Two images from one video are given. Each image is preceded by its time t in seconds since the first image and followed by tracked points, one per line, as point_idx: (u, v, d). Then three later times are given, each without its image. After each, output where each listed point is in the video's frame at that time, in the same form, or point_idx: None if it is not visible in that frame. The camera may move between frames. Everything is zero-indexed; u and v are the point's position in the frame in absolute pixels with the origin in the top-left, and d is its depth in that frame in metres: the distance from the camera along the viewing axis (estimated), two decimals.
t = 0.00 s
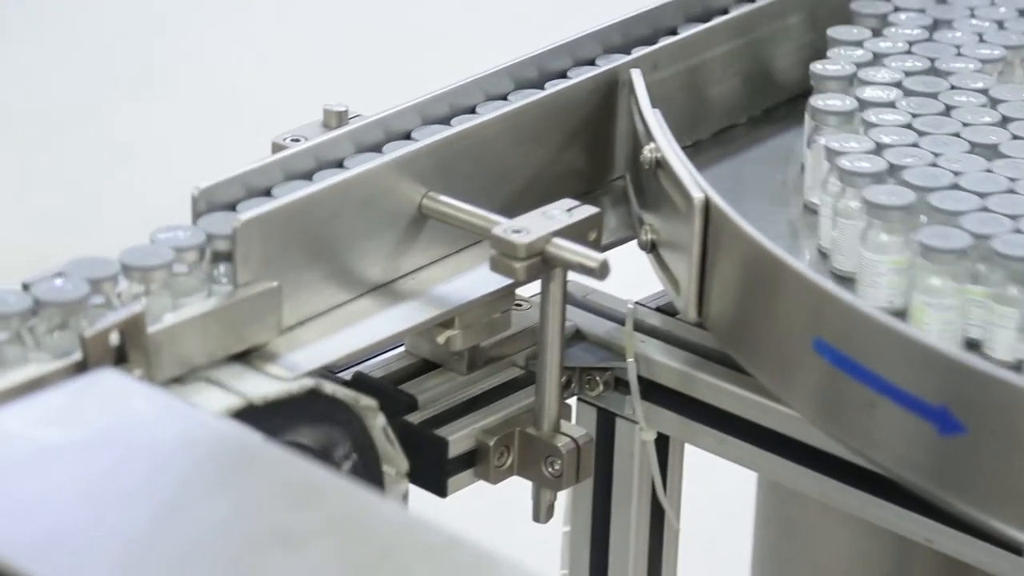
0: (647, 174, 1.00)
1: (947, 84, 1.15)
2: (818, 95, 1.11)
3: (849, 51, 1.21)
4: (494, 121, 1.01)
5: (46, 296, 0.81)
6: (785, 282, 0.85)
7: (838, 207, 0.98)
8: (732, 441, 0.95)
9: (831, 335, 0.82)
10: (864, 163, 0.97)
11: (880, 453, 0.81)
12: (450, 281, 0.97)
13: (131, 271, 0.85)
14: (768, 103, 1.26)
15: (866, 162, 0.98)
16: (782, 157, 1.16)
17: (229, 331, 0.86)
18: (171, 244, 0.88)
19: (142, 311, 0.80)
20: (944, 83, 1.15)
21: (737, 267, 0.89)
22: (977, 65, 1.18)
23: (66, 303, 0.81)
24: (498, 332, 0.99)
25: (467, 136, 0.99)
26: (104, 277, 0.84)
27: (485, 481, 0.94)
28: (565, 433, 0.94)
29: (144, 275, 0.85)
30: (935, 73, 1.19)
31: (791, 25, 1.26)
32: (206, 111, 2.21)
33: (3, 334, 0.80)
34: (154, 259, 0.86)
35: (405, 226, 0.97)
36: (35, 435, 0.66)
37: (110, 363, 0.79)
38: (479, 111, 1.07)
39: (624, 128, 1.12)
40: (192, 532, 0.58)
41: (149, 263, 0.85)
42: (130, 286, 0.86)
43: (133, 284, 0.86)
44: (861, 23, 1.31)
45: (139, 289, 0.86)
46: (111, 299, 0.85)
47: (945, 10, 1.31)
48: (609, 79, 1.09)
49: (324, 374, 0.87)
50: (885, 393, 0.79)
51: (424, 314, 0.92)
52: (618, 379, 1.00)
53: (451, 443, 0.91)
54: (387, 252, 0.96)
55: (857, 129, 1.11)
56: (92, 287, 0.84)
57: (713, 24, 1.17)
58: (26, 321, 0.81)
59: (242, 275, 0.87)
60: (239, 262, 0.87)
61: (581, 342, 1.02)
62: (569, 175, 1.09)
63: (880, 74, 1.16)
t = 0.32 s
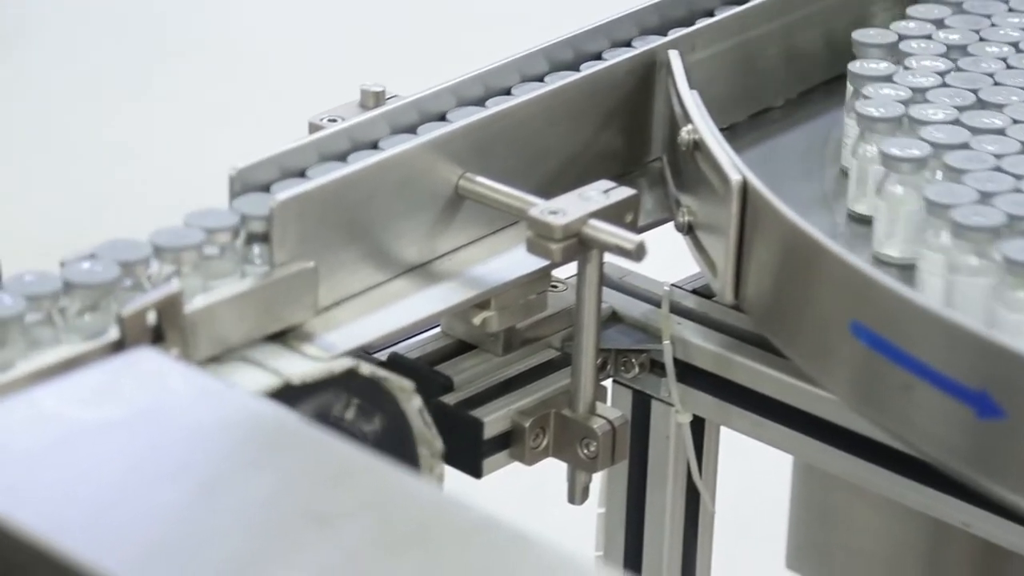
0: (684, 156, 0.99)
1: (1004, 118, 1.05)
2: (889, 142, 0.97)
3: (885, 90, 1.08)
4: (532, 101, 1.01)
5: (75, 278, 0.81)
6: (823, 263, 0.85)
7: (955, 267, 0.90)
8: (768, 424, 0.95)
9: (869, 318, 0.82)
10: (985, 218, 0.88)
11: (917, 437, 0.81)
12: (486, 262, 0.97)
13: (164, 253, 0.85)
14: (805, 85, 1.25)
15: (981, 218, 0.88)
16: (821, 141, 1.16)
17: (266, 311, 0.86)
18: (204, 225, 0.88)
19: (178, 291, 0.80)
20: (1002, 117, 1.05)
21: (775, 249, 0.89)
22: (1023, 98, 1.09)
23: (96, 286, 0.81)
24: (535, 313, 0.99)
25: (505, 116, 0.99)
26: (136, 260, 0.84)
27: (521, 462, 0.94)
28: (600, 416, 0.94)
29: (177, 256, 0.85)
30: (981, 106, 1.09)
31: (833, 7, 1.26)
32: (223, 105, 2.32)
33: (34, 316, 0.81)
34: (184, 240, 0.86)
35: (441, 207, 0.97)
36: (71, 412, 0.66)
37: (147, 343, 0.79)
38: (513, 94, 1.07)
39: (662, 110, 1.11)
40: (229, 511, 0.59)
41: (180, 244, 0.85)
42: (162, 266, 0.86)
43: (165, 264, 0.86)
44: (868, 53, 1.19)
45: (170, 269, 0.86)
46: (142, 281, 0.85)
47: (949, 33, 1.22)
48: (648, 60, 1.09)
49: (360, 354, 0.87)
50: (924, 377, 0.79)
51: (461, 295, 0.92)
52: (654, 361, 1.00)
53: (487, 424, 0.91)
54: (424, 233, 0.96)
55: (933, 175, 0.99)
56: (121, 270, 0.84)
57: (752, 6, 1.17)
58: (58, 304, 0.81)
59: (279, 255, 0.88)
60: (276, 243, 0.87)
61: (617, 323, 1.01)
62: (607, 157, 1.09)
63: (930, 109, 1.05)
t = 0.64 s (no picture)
0: (725, 137, 0.99)
1: None
2: None
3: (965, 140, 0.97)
4: (574, 82, 1.00)
5: (83, 268, 0.80)
6: (865, 246, 0.84)
7: None
8: (806, 406, 0.95)
9: (911, 301, 0.82)
10: None
11: (956, 420, 0.81)
12: (526, 243, 0.97)
13: (174, 246, 0.84)
14: (844, 67, 1.25)
15: None
16: (861, 124, 1.16)
17: (306, 291, 0.87)
18: (210, 216, 0.87)
19: (219, 271, 0.80)
20: None
21: (816, 231, 0.89)
22: None
23: (100, 276, 0.80)
24: (573, 295, 0.98)
25: (547, 96, 0.99)
26: (142, 251, 0.83)
27: (557, 442, 0.94)
28: (639, 396, 0.94)
29: (186, 250, 0.84)
30: None
31: None
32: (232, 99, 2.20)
33: (39, 307, 0.79)
34: (193, 234, 0.84)
35: (481, 187, 0.97)
36: (112, 391, 0.66)
37: (188, 322, 0.80)
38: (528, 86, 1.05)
39: (703, 92, 1.11)
40: (266, 490, 0.59)
41: (192, 239, 0.84)
42: (172, 259, 0.84)
43: (174, 257, 0.84)
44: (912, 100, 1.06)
45: (180, 261, 0.84)
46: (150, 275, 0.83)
47: (991, 73, 1.10)
48: (689, 41, 1.09)
49: (399, 334, 0.88)
50: (966, 360, 0.79)
51: (500, 276, 0.92)
52: (693, 343, 1.00)
53: (525, 404, 0.91)
54: (463, 213, 0.96)
55: None
56: (131, 261, 0.83)
57: None
58: (62, 294, 0.80)
59: (320, 235, 0.88)
60: (317, 222, 0.87)
61: (656, 305, 1.01)
62: (648, 137, 1.09)
63: None
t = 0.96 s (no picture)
0: (766, 121, 0.99)
1: None
2: None
3: None
4: (614, 64, 1.01)
5: (124, 248, 0.80)
6: (905, 230, 0.84)
7: None
8: (845, 389, 0.95)
9: (951, 285, 0.82)
10: None
11: (995, 404, 0.81)
12: (566, 225, 0.97)
13: (214, 227, 0.83)
14: (888, 51, 1.24)
15: None
16: (903, 108, 1.15)
17: (346, 271, 0.87)
18: (250, 198, 0.87)
19: (261, 250, 0.81)
20: None
21: (856, 215, 0.89)
22: None
23: (142, 257, 0.80)
24: (612, 277, 0.98)
25: (587, 79, 0.99)
26: (182, 232, 0.83)
27: (596, 425, 0.94)
28: (677, 379, 0.94)
29: (225, 232, 0.84)
30: None
31: None
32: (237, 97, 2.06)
33: (79, 287, 0.79)
34: (234, 215, 0.84)
35: (521, 169, 0.97)
36: (157, 368, 0.67)
37: (231, 301, 0.80)
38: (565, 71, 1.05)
39: (745, 76, 1.11)
40: (305, 470, 0.59)
41: (232, 220, 0.84)
42: (211, 240, 0.84)
43: (213, 238, 0.84)
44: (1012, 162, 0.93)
45: (219, 243, 0.84)
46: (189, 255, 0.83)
47: None
48: (730, 24, 1.09)
49: (439, 315, 0.88)
50: (1006, 345, 0.79)
51: (540, 258, 0.93)
52: (732, 326, 0.99)
53: (563, 386, 0.92)
54: (504, 195, 0.96)
55: None
56: (171, 241, 0.82)
57: None
58: (102, 274, 0.80)
59: (359, 216, 0.88)
60: (357, 201, 0.88)
61: (696, 288, 1.01)
62: (689, 120, 1.09)
63: None
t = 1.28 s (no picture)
0: (804, 105, 0.98)
1: None
2: None
3: None
4: (652, 49, 1.00)
5: (139, 239, 0.79)
6: (943, 216, 0.84)
7: None
8: (882, 375, 0.94)
9: (990, 271, 0.81)
10: None
11: None
12: (603, 209, 0.97)
13: (230, 218, 0.83)
14: (929, 33, 1.23)
15: None
16: (940, 94, 1.15)
17: (384, 254, 0.87)
18: (269, 187, 0.86)
19: (299, 233, 0.81)
20: None
21: (894, 201, 0.88)
22: None
23: (157, 247, 0.79)
24: (649, 261, 0.98)
25: (625, 63, 0.99)
26: (198, 223, 0.82)
27: (632, 409, 0.94)
28: (713, 364, 0.94)
29: (242, 222, 0.83)
30: None
31: None
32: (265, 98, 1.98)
33: (90, 276, 0.79)
34: (250, 206, 0.83)
35: (558, 153, 0.97)
36: (194, 350, 0.67)
37: (267, 283, 0.81)
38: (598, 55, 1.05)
39: (782, 61, 1.11)
40: (344, 451, 0.60)
41: (248, 210, 0.83)
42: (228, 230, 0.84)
43: (229, 228, 0.84)
44: None
45: (234, 233, 0.84)
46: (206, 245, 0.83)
47: None
48: (768, 9, 1.08)
49: (475, 299, 0.88)
50: None
51: (576, 242, 0.93)
52: (768, 312, 0.99)
53: (599, 371, 0.91)
54: (540, 179, 0.96)
55: None
56: (185, 232, 0.82)
57: None
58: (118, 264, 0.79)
59: (396, 199, 0.88)
60: (395, 184, 0.88)
61: (732, 274, 1.01)
62: (727, 105, 1.09)
63: None
